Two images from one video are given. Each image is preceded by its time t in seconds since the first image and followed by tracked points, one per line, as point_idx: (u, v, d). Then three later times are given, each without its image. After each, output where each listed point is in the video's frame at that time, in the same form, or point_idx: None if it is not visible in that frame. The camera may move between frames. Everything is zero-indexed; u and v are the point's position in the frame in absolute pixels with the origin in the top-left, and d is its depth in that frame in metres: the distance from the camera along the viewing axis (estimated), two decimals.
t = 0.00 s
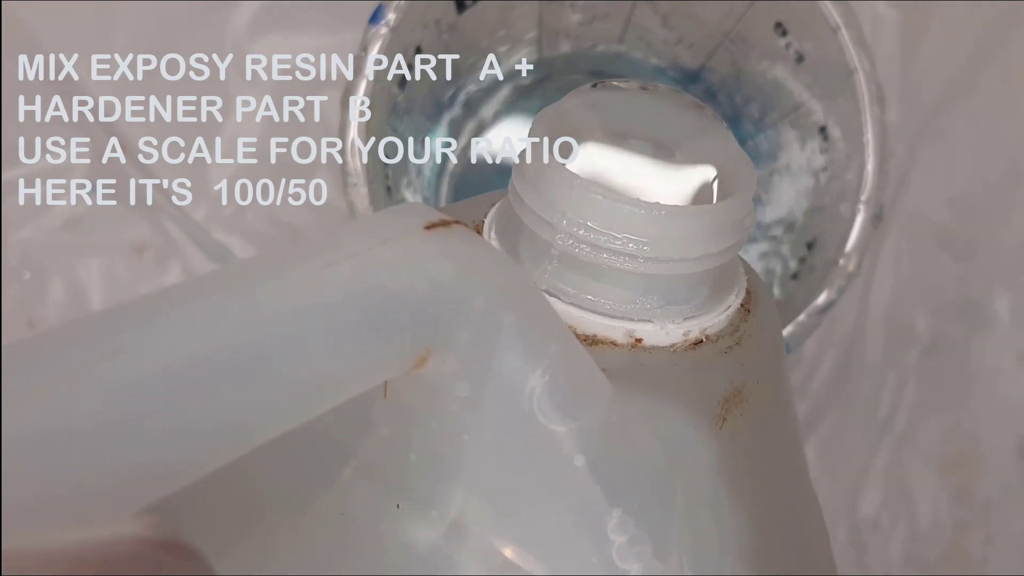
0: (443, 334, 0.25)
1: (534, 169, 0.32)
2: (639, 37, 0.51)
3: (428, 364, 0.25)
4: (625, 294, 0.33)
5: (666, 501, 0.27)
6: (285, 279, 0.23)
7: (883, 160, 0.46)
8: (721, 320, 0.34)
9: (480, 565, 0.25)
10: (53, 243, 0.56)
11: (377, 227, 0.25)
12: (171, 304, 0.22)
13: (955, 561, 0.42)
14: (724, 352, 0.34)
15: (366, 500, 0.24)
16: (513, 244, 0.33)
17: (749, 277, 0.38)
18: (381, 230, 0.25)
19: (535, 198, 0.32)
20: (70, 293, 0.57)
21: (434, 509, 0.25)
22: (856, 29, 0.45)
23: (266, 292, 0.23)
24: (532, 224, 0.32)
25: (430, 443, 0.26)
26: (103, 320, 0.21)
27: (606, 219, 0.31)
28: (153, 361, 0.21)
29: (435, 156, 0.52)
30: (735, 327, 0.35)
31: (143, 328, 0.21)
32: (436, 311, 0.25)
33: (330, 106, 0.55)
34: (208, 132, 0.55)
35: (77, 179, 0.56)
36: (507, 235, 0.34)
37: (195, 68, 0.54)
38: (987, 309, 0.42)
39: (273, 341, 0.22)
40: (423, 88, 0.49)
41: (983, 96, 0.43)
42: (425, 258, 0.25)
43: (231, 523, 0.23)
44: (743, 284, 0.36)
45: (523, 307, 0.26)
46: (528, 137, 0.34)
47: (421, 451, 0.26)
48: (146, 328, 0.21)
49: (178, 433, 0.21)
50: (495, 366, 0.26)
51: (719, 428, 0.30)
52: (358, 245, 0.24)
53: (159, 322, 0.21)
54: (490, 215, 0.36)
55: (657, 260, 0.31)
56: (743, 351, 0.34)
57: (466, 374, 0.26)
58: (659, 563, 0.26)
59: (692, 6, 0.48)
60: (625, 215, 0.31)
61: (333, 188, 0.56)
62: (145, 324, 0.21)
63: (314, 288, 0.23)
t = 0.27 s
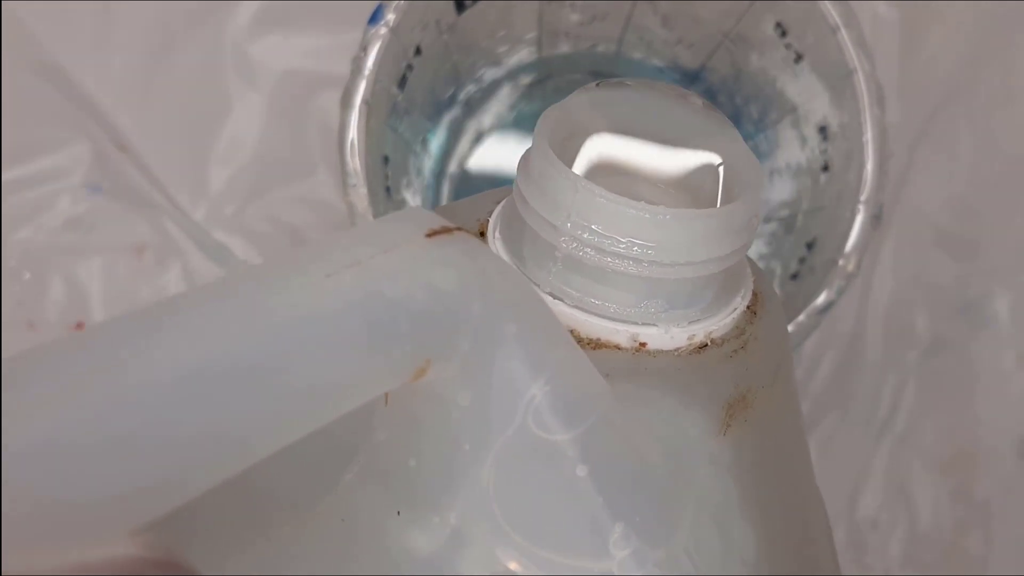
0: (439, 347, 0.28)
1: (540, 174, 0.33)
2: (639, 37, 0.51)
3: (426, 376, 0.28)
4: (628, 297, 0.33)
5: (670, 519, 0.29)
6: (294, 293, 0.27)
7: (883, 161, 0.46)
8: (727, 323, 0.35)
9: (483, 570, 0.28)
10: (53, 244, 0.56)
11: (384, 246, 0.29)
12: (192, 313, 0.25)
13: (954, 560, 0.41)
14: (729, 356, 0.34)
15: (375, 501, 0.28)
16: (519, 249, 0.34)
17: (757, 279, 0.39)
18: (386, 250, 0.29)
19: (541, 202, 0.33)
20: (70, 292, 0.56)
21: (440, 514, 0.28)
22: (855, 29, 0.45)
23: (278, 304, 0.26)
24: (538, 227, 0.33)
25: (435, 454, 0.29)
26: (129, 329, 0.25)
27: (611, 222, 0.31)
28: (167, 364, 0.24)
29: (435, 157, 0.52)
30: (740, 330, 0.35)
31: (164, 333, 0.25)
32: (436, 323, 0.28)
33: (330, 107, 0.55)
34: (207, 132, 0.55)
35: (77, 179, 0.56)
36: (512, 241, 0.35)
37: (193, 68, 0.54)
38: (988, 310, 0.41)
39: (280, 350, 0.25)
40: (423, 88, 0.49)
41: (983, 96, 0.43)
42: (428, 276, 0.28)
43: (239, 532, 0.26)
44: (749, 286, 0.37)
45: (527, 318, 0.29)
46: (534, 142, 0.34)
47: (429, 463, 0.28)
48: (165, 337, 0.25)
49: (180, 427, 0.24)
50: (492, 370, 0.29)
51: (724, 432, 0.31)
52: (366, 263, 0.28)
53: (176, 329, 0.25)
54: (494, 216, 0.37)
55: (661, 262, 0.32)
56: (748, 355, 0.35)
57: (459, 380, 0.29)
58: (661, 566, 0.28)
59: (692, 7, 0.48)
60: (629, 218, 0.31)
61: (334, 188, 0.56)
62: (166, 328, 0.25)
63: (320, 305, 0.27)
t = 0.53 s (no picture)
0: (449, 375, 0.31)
1: (558, 187, 0.32)
2: (639, 37, 0.51)
3: (440, 405, 0.31)
4: (648, 312, 0.33)
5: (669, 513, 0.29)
6: (309, 321, 0.29)
7: (883, 159, 0.47)
8: (750, 339, 0.34)
9: None
10: (54, 243, 0.56)
11: (398, 273, 0.31)
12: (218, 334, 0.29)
13: (956, 560, 0.41)
14: (753, 372, 0.34)
15: (382, 519, 0.32)
16: (535, 259, 0.34)
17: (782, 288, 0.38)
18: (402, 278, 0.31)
19: (560, 211, 0.32)
20: (70, 293, 0.57)
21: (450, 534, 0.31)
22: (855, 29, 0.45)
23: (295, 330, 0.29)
24: (555, 238, 0.32)
25: (447, 476, 0.31)
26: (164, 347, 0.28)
27: (631, 236, 0.31)
28: (185, 380, 0.27)
29: (434, 157, 0.52)
30: (765, 345, 0.35)
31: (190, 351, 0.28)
32: (442, 350, 0.31)
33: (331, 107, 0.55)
34: (207, 132, 0.55)
35: (78, 179, 0.56)
36: (528, 253, 0.34)
37: (193, 68, 0.54)
38: (988, 310, 0.41)
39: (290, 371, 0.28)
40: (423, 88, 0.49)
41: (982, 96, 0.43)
42: (437, 306, 0.31)
43: (259, 551, 0.30)
44: (774, 298, 0.36)
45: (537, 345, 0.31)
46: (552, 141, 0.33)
47: (440, 488, 0.31)
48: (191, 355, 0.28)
49: (186, 436, 0.27)
50: (507, 397, 0.30)
51: (746, 458, 0.31)
52: (383, 293, 0.31)
53: (198, 352, 0.28)
54: (511, 222, 0.36)
55: (681, 278, 0.31)
56: (773, 372, 0.34)
57: (466, 399, 0.31)
58: None
59: (692, 7, 0.48)
60: (651, 233, 0.30)
61: (334, 188, 0.56)
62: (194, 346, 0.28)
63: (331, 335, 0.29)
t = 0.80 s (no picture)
0: (450, 376, 0.31)
1: (563, 187, 0.32)
2: (639, 37, 0.51)
3: (440, 407, 0.31)
4: (651, 312, 0.32)
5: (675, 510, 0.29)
6: (311, 321, 0.30)
7: (883, 160, 0.47)
8: (754, 338, 0.34)
9: None
10: (54, 243, 0.56)
11: (400, 273, 0.32)
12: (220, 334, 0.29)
13: (955, 561, 0.41)
14: (756, 371, 0.33)
15: (386, 518, 0.32)
16: (539, 258, 0.33)
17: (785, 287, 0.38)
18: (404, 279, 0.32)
19: (563, 209, 0.32)
20: (70, 292, 0.56)
21: (452, 532, 0.32)
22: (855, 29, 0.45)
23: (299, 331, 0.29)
24: (558, 237, 0.32)
25: (449, 476, 0.32)
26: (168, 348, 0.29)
27: (634, 236, 0.30)
28: (188, 378, 0.27)
29: (434, 157, 0.52)
30: (768, 344, 0.34)
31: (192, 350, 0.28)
32: (444, 353, 0.31)
33: (330, 106, 0.55)
34: (207, 132, 0.55)
35: (77, 179, 0.56)
36: (532, 252, 0.34)
37: (193, 68, 0.54)
38: (988, 309, 0.41)
39: (293, 372, 0.29)
40: (423, 88, 0.49)
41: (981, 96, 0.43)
42: (438, 307, 0.31)
43: (259, 553, 0.30)
44: (778, 296, 0.36)
45: (540, 347, 0.31)
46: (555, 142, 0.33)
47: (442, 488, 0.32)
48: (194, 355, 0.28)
49: (190, 437, 0.27)
50: (509, 400, 0.30)
51: (748, 457, 0.31)
52: (384, 295, 0.31)
53: (200, 351, 0.28)
54: (515, 220, 0.36)
55: (685, 278, 0.31)
56: (777, 370, 0.34)
57: (467, 401, 0.31)
58: None
59: (691, 7, 0.48)
60: (654, 232, 0.30)
61: (334, 188, 0.56)
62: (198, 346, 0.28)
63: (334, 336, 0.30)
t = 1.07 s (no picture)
0: (440, 367, 0.31)
1: (555, 178, 0.31)
2: (639, 37, 0.51)
3: (431, 398, 0.32)
4: (644, 303, 0.32)
5: (668, 502, 0.29)
6: (300, 314, 0.30)
7: (883, 160, 0.47)
8: (748, 329, 0.34)
9: None
10: (54, 244, 0.56)
11: (390, 263, 0.32)
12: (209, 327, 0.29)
13: (955, 561, 0.41)
14: (750, 363, 0.33)
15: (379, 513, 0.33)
16: (531, 250, 0.34)
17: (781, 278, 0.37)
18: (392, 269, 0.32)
19: (556, 200, 0.32)
20: (70, 293, 0.56)
21: (444, 523, 0.32)
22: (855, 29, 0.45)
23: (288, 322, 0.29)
24: (551, 228, 0.32)
25: (441, 466, 0.32)
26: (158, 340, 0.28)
27: (627, 227, 0.30)
28: (181, 374, 0.27)
29: (433, 156, 0.52)
30: (763, 336, 0.34)
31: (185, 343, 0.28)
32: (434, 343, 0.31)
33: (330, 106, 0.55)
34: (207, 133, 0.55)
35: (77, 179, 0.55)
36: (525, 243, 0.34)
37: (193, 68, 0.54)
38: (987, 310, 0.41)
39: (286, 367, 0.29)
40: (423, 88, 0.49)
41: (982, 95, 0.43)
42: (429, 298, 0.31)
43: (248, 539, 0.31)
44: (773, 288, 0.36)
45: (530, 338, 0.31)
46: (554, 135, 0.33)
47: (435, 481, 0.32)
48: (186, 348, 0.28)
49: (185, 432, 0.27)
50: (502, 391, 0.31)
51: (742, 448, 0.31)
52: (375, 285, 0.31)
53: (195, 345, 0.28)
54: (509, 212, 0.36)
55: (678, 269, 0.31)
56: (771, 362, 0.33)
57: (457, 393, 0.31)
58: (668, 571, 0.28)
59: (691, 7, 0.48)
60: (647, 224, 0.30)
61: (334, 188, 0.56)
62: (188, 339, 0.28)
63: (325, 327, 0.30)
